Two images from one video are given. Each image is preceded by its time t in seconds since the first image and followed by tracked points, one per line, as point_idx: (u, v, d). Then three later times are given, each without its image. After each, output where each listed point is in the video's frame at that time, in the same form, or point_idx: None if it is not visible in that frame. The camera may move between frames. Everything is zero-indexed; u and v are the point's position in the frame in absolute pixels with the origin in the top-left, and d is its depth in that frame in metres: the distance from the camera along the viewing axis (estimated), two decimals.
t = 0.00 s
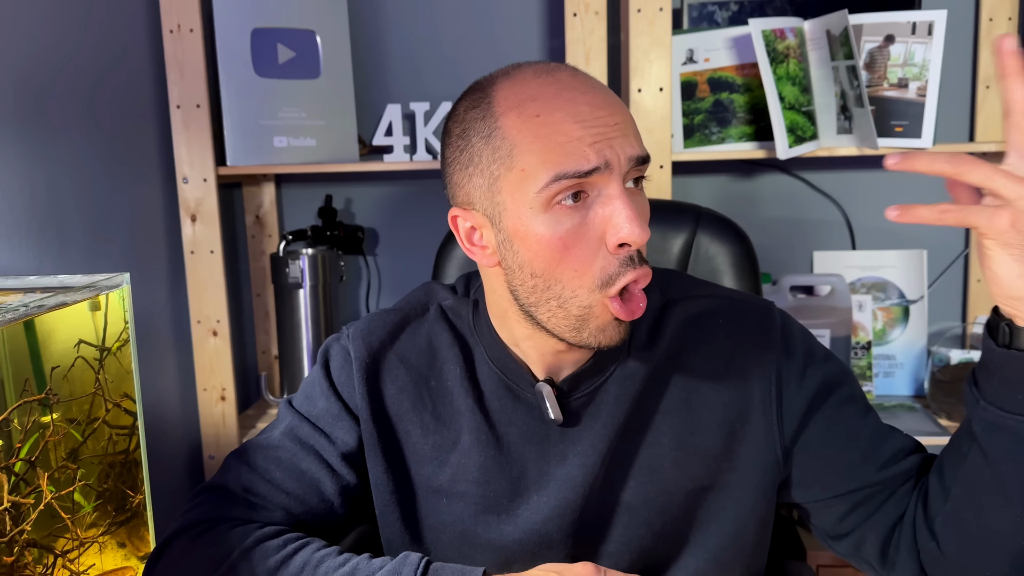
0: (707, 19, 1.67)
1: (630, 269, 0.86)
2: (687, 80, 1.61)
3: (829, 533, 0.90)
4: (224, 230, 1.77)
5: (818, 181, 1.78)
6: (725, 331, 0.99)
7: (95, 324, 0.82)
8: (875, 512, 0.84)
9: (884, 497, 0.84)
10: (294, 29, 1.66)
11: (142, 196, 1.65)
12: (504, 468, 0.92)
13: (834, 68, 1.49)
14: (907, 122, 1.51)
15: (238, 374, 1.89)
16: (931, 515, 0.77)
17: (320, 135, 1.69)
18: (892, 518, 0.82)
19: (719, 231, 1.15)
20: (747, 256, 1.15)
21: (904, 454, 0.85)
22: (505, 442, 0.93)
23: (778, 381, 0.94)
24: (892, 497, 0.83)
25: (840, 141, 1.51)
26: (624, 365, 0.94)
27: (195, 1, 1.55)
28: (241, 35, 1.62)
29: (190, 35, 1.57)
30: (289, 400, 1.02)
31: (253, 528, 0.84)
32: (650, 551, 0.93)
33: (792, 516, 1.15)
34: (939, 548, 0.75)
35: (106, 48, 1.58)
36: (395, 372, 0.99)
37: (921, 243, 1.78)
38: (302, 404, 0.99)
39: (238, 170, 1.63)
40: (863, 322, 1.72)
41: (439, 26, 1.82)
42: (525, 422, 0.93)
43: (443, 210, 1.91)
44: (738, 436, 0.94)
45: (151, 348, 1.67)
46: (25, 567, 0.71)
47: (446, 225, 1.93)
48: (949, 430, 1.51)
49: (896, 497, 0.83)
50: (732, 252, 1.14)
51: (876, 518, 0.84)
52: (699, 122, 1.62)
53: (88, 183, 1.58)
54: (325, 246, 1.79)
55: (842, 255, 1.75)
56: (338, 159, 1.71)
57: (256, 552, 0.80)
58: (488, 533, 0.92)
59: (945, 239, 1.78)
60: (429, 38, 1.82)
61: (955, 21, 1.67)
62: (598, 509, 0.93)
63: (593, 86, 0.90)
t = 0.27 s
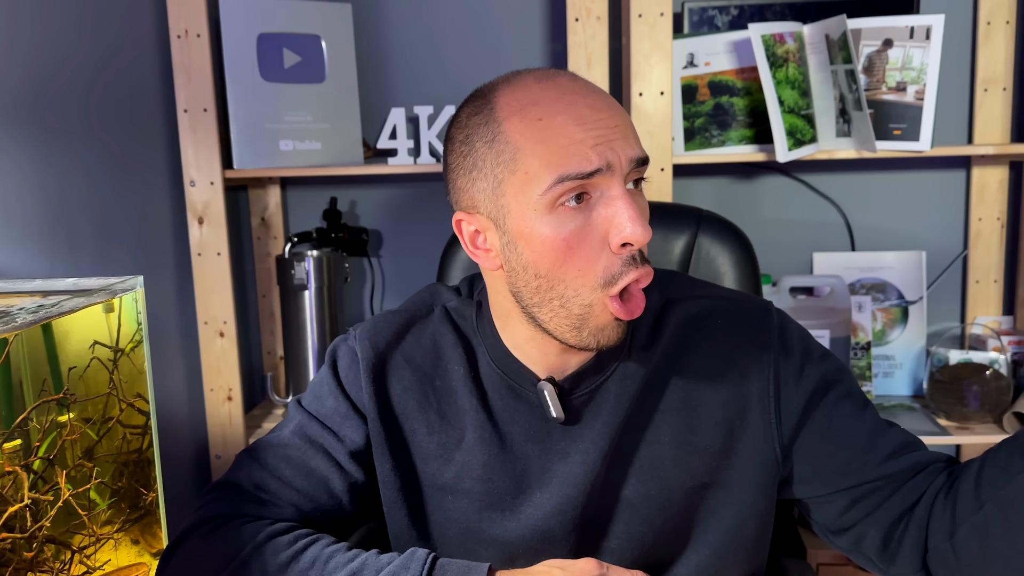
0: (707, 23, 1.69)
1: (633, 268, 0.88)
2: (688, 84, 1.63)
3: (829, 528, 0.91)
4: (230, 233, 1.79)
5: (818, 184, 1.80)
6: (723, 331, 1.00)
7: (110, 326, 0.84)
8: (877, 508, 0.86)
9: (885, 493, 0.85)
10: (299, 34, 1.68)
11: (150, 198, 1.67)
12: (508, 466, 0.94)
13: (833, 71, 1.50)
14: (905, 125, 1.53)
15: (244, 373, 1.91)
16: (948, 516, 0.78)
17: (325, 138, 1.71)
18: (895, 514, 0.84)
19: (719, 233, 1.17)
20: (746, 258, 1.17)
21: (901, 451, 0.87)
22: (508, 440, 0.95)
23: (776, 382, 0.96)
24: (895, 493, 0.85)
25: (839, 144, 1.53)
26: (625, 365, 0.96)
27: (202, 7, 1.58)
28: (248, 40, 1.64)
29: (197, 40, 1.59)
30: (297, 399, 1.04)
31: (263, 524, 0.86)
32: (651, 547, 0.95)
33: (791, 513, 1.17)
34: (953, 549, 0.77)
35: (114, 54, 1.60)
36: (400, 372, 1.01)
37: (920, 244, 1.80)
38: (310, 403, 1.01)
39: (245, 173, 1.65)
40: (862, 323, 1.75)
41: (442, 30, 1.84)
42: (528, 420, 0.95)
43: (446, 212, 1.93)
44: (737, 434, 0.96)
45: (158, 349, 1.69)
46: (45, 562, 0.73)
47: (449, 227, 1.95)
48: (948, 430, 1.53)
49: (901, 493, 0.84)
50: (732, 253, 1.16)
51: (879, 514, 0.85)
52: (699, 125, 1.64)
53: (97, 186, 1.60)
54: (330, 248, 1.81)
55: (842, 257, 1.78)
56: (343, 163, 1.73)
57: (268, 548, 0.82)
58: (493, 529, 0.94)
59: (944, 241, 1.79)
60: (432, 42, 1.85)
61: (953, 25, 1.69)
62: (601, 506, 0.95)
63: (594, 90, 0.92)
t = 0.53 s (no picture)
0: (709, 28, 1.70)
1: (633, 277, 0.90)
2: (689, 88, 1.65)
3: (829, 527, 0.93)
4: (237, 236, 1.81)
5: (819, 186, 1.81)
6: (723, 334, 1.02)
7: (122, 329, 0.86)
8: (875, 508, 0.87)
9: (884, 494, 0.87)
10: (305, 39, 1.70)
11: (158, 202, 1.69)
12: (512, 467, 0.96)
13: (834, 76, 1.52)
14: (905, 129, 1.54)
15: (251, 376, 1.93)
16: (948, 517, 0.79)
17: (330, 143, 1.73)
18: (892, 514, 0.85)
19: (720, 237, 1.18)
20: (747, 261, 1.18)
21: (899, 452, 0.89)
22: (513, 442, 0.97)
23: (775, 385, 0.97)
24: (893, 494, 0.86)
25: (839, 147, 1.54)
26: (627, 368, 0.98)
27: (209, 13, 1.59)
28: (254, 46, 1.66)
29: (204, 45, 1.61)
30: (306, 401, 1.06)
31: (274, 524, 0.87)
32: (654, 546, 0.97)
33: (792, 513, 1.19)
34: (952, 550, 0.78)
35: (123, 60, 1.62)
36: (407, 374, 1.02)
37: (921, 246, 1.81)
38: (318, 405, 1.03)
39: (251, 177, 1.67)
40: (863, 325, 1.76)
41: (446, 35, 1.86)
42: (532, 422, 0.96)
43: (450, 215, 1.95)
44: (738, 436, 0.98)
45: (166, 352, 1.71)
46: (62, 560, 0.75)
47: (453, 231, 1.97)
48: (949, 431, 1.54)
49: (899, 493, 0.85)
50: (733, 257, 1.18)
51: (877, 514, 0.87)
52: (701, 129, 1.66)
53: (105, 190, 1.62)
54: (335, 251, 1.83)
55: (843, 259, 1.79)
56: (348, 167, 1.75)
57: (278, 547, 0.84)
58: (498, 529, 0.96)
59: (944, 243, 1.81)
60: (437, 47, 1.86)
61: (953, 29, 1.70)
62: (604, 507, 0.97)
63: (597, 102, 0.93)
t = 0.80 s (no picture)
0: (711, 28, 1.72)
1: (633, 277, 0.91)
2: (691, 88, 1.66)
3: (831, 522, 0.94)
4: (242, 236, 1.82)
5: (820, 185, 1.82)
6: (725, 331, 1.03)
7: (133, 327, 0.87)
8: (876, 503, 0.88)
9: (885, 489, 0.88)
10: (310, 41, 1.72)
11: (164, 202, 1.70)
12: (517, 462, 0.97)
13: (834, 76, 1.53)
14: (906, 128, 1.55)
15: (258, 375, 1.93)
16: (950, 514, 0.80)
17: (335, 143, 1.75)
18: (892, 509, 0.86)
19: (723, 235, 1.20)
20: (749, 259, 1.20)
21: (900, 447, 0.90)
22: (518, 437, 0.98)
23: (776, 382, 0.99)
24: (894, 489, 0.87)
25: (840, 146, 1.55)
26: (630, 365, 0.99)
27: (215, 15, 1.61)
28: (259, 47, 1.67)
29: (210, 47, 1.62)
30: (314, 397, 1.07)
31: (284, 518, 0.89)
32: (658, 540, 0.98)
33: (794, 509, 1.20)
34: (955, 547, 0.78)
35: (129, 61, 1.64)
36: (413, 372, 1.04)
37: (921, 245, 1.82)
38: (327, 402, 1.04)
39: (257, 178, 1.68)
40: (863, 322, 1.76)
41: (449, 35, 1.87)
42: (536, 418, 0.98)
43: (454, 215, 1.96)
44: (740, 432, 0.99)
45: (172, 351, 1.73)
46: (75, 554, 0.75)
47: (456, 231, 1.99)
48: (949, 428, 1.55)
49: (900, 488, 0.86)
50: (735, 255, 1.19)
51: (877, 509, 0.87)
52: (703, 129, 1.67)
53: (112, 190, 1.64)
54: (340, 250, 1.84)
55: (844, 258, 1.80)
56: (353, 167, 1.76)
57: (288, 540, 0.85)
58: (504, 523, 0.97)
59: (945, 241, 1.82)
60: (440, 47, 1.88)
61: (953, 28, 1.71)
62: (608, 502, 0.98)
63: (601, 105, 0.94)
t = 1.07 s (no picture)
0: (712, 28, 1.72)
1: (607, 284, 0.91)
2: (693, 87, 1.67)
3: (835, 520, 0.94)
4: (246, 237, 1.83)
5: (822, 184, 1.83)
6: (728, 331, 1.04)
7: (139, 327, 0.87)
8: (878, 500, 0.88)
9: (887, 487, 0.88)
10: (312, 41, 1.72)
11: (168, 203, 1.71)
12: (522, 460, 0.97)
13: (836, 75, 1.54)
14: (907, 127, 1.56)
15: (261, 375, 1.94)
16: (954, 512, 0.80)
17: (338, 144, 1.75)
18: (894, 506, 0.86)
19: (726, 234, 1.20)
20: (752, 258, 1.20)
21: (903, 444, 0.90)
22: (522, 436, 0.98)
23: (778, 380, 1.00)
24: (896, 486, 0.87)
25: (842, 145, 1.56)
26: (633, 364, 0.99)
27: (218, 16, 1.61)
28: (262, 48, 1.68)
29: (213, 48, 1.63)
30: (320, 396, 1.08)
31: (292, 516, 0.89)
32: (662, 538, 0.99)
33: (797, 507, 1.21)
34: (960, 546, 0.78)
35: (133, 62, 1.64)
36: (419, 370, 1.04)
37: (923, 243, 1.83)
38: (333, 401, 1.05)
39: (260, 178, 1.68)
40: (864, 321, 1.76)
41: (450, 35, 1.88)
42: (540, 416, 0.98)
43: (457, 215, 1.96)
44: (743, 430, 1.00)
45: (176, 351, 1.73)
46: (84, 553, 0.75)
47: (459, 230, 1.99)
48: (951, 426, 1.55)
49: (902, 486, 0.87)
50: (738, 254, 1.19)
51: (879, 506, 0.88)
52: (705, 128, 1.67)
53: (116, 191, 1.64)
54: (343, 250, 1.85)
55: (846, 256, 1.81)
56: (355, 167, 1.77)
57: (296, 538, 0.85)
58: (509, 521, 0.98)
59: (947, 240, 1.82)
60: (442, 47, 1.88)
61: (954, 27, 1.72)
62: (612, 500, 0.99)
63: (592, 108, 0.93)
